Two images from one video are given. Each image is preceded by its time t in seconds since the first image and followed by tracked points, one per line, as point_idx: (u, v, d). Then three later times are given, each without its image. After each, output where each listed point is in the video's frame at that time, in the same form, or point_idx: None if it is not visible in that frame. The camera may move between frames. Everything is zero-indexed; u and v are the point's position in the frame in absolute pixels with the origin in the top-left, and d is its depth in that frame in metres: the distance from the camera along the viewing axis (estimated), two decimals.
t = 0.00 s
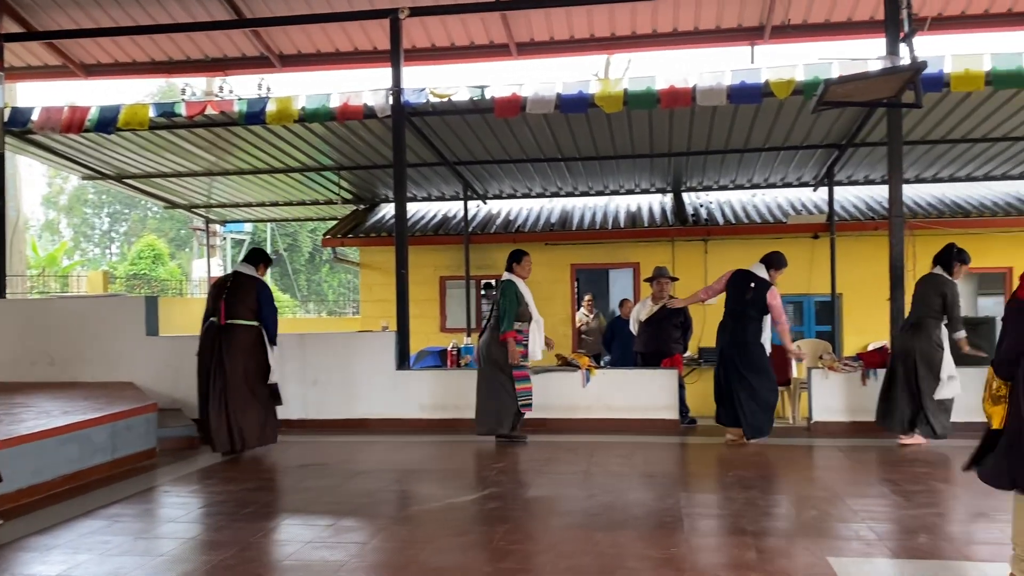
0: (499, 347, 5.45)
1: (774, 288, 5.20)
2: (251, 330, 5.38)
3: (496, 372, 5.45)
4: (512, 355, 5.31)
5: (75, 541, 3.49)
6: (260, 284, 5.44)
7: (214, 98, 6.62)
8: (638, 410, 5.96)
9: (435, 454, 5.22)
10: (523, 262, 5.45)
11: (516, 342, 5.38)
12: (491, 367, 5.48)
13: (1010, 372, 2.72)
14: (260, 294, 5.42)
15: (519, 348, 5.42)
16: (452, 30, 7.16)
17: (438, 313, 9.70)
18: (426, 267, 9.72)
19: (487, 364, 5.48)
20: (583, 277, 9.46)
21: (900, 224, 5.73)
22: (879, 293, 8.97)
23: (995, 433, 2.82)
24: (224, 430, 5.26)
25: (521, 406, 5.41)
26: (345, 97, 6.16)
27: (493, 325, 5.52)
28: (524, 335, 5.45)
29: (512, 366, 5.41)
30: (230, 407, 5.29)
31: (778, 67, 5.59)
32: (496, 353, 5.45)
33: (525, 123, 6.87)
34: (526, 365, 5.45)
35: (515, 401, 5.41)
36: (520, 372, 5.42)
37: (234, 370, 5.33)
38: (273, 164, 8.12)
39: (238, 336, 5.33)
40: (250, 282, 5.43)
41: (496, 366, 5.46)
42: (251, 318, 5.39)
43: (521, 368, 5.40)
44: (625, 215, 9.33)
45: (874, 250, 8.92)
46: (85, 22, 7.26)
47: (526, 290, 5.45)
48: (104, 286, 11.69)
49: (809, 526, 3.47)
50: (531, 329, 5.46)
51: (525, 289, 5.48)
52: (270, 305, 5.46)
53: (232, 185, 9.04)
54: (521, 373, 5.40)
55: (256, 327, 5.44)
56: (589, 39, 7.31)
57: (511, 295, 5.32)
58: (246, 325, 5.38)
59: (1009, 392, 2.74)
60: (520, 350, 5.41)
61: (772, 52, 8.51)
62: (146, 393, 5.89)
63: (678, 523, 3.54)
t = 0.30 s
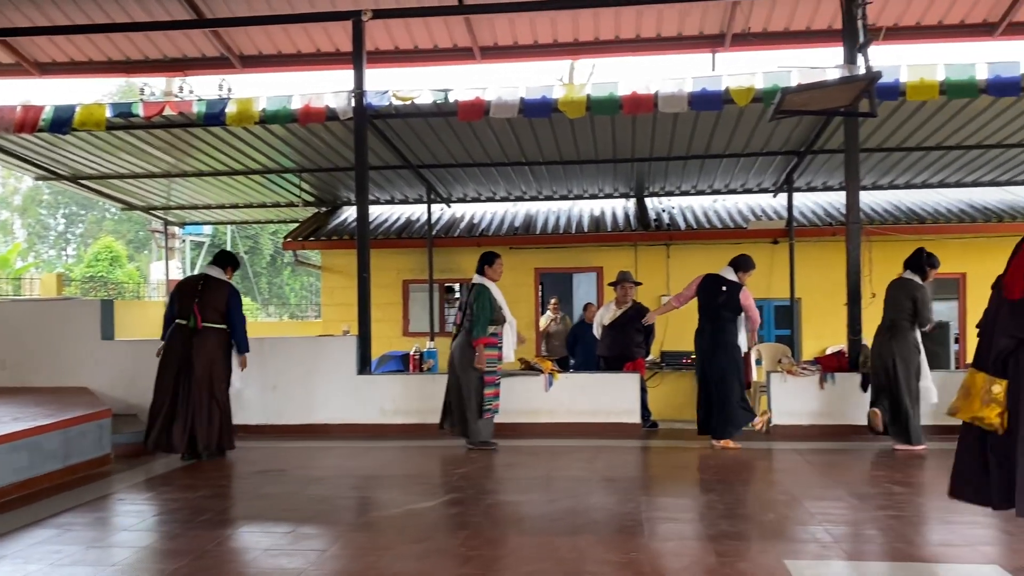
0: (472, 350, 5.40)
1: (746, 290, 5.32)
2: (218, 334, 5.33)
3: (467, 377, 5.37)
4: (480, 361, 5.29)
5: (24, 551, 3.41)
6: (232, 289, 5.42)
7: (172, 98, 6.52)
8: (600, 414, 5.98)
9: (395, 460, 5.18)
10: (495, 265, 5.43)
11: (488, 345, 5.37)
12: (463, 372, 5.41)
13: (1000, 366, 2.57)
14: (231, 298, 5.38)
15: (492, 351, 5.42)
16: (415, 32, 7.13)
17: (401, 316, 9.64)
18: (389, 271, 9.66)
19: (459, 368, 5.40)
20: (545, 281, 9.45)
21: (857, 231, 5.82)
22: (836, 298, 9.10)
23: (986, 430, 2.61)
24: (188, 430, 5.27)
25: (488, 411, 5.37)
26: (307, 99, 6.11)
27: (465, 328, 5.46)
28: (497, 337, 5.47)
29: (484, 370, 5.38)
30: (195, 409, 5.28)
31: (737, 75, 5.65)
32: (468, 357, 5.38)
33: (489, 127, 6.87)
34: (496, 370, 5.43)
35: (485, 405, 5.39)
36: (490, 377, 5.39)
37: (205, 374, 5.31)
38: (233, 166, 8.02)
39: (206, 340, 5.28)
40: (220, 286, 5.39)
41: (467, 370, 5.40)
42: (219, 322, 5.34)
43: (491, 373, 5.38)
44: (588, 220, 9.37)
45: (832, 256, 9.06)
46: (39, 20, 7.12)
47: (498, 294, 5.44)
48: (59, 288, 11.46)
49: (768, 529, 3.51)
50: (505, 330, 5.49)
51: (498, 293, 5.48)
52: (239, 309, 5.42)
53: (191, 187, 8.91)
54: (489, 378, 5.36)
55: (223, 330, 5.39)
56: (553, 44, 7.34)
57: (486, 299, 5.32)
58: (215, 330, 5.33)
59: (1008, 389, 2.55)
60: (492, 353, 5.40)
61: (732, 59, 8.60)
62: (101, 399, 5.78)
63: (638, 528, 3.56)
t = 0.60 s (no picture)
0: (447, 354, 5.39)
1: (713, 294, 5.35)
2: (179, 337, 5.26)
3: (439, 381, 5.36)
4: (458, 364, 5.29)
5: None
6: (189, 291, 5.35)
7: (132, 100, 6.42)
8: (564, 419, 5.99)
9: (359, 467, 5.14)
10: (470, 270, 5.39)
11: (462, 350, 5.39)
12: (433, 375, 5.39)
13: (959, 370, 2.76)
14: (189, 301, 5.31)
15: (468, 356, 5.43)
16: (380, 36, 7.10)
17: (365, 322, 9.57)
18: (353, 275, 9.60)
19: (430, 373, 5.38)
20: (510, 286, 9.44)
21: (817, 238, 5.91)
22: (797, 304, 9.21)
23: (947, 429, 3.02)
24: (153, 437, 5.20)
25: (456, 416, 5.35)
26: (269, 102, 6.06)
27: (439, 333, 5.44)
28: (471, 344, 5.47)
29: (456, 375, 5.39)
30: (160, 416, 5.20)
31: (700, 83, 5.71)
32: (441, 362, 5.37)
33: (454, 132, 6.86)
34: (469, 376, 5.44)
35: (454, 411, 5.36)
36: (461, 382, 5.39)
37: (166, 378, 5.24)
38: (195, 169, 7.91)
39: (167, 344, 5.22)
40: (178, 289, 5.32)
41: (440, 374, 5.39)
42: (179, 325, 5.27)
43: (464, 378, 5.40)
44: (554, 225, 9.39)
45: (793, 262, 9.18)
46: None
47: (473, 299, 5.41)
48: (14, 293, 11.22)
49: (730, 534, 3.53)
50: (478, 336, 5.48)
51: (472, 298, 5.45)
52: (198, 309, 5.34)
53: (152, 190, 8.78)
54: (460, 384, 5.37)
55: (184, 331, 5.31)
56: (518, 50, 7.35)
57: (461, 303, 5.30)
58: (175, 333, 5.27)
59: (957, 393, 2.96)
60: (468, 359, 5.42)
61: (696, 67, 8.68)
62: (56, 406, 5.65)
63: (602, 534, 3.56)
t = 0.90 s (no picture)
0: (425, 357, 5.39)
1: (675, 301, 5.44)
2: (125, 343, 5.17)
3: (417, 382, 5.35)
4: (429, 364, 5.28)
5: None
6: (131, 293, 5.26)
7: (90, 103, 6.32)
8: (528, 426, 5.99)
9: (320, 475, 5.09)
10: (444, 275, 5.45)
11: (439, 352, 5.36)
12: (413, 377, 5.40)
13: (922, 382, 2.70)
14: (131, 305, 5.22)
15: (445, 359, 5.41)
16: (343, 41, 7.06)
17: (328, 328, 9.50)
18: (315, 281, 9.52)
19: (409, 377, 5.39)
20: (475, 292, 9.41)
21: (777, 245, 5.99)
22: (758, 310, 9.32)
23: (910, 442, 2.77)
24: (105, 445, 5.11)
25: (434, 420, 5.31)
26: (231, 107, 5.98)
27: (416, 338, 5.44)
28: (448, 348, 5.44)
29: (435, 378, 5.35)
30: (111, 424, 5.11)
31: (662, 92, 5.76)
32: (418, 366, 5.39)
33: (419, 138, 6.84)
34: (448, 379, 5.39)
35: (434, 414, 5.32)
36: (441, 385, 5.34)
37: (115, 385, 5.15)
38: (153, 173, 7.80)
39: (114, 350, 5.14)
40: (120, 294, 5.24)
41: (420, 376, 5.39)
42: (125, 330, 5.19)
43: (443, 381, 5.34)
44: (519, 232, 9.41)
45: (754, 269, 9.30)
46: None
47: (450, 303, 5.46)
48: None
49: (692, 539, 3.56)
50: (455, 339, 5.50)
51: (449, 303, 5.50)
52: (142, 314, 5.25)
53: (109, 194, 8.63)
54: (440, 387, 5.33)
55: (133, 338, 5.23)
56: (483, 56, 7.36)
57: (438, 304, 5.34)
58: (122, 339, 5.18)
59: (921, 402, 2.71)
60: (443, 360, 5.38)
61: (659, 76, 8.75)
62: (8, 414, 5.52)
63: (564, 541, 3.56)
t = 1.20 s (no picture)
0: (404, 363, 5.42)
1: (644, 307, 5.47)
2: (90, 346, 5.13)
3: (404, 390, 5.39)
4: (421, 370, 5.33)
5: None
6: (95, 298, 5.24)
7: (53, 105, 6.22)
8: (498, 432, 5.98)
9: (288, 483, 5.03)
10: (421, 283, 5.45)
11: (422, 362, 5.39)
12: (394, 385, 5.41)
13: (914, 386, 2.58)
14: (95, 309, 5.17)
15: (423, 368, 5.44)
16: (313, 46, 7.02)
17: (297, 334, 9.42)
18: (284, 287, 9.44)
19: (389, 385, 5.39)
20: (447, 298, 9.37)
21: (745, 252, 6.03)
22: (726, 316, 9.39)
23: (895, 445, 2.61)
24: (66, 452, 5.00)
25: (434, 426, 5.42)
26: (198, 110, 5.92)
27: (393, 345, 5.43)
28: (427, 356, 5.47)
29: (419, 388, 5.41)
30: (72, 428, 5.02)
31: (633, 99, 5.79)
32: (400, 374, 5.39)
33: (389, 144, 6.82)
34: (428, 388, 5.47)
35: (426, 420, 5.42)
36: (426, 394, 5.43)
37: (77, 390, 5.07)
38: (118, 176, 7.69)
39: (78, 353, 5.08)
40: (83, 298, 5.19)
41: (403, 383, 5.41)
42: (89, 334, 5.14)
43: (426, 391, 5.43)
44: (490, 237, 9.40)
45: (723, 275, 9.37)
46: None
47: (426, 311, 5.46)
48: None
49: (661, 544, 3.57)
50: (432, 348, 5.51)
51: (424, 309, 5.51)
52: (107, 319, 5.22)
53: (72, 198, 8.50)
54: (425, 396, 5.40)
55: (96, 342, 5.18)
56: (453, 62, 7.35)
57: (418, 314, 5.34)
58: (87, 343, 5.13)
59: (916, 406, 2.57)
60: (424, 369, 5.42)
61: (630, 83, 8.79)
62: None
63: (534, 547, 3.56)
